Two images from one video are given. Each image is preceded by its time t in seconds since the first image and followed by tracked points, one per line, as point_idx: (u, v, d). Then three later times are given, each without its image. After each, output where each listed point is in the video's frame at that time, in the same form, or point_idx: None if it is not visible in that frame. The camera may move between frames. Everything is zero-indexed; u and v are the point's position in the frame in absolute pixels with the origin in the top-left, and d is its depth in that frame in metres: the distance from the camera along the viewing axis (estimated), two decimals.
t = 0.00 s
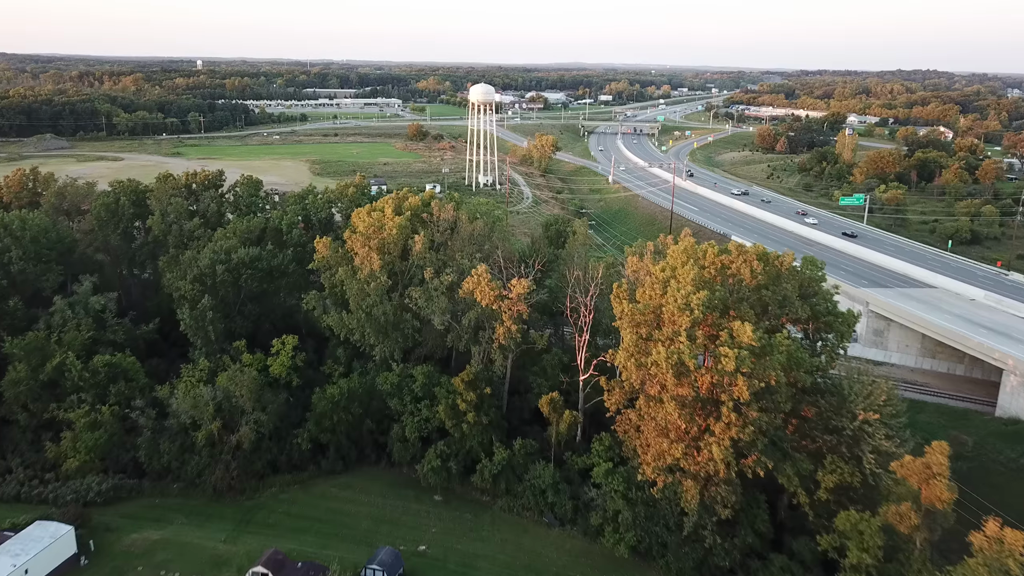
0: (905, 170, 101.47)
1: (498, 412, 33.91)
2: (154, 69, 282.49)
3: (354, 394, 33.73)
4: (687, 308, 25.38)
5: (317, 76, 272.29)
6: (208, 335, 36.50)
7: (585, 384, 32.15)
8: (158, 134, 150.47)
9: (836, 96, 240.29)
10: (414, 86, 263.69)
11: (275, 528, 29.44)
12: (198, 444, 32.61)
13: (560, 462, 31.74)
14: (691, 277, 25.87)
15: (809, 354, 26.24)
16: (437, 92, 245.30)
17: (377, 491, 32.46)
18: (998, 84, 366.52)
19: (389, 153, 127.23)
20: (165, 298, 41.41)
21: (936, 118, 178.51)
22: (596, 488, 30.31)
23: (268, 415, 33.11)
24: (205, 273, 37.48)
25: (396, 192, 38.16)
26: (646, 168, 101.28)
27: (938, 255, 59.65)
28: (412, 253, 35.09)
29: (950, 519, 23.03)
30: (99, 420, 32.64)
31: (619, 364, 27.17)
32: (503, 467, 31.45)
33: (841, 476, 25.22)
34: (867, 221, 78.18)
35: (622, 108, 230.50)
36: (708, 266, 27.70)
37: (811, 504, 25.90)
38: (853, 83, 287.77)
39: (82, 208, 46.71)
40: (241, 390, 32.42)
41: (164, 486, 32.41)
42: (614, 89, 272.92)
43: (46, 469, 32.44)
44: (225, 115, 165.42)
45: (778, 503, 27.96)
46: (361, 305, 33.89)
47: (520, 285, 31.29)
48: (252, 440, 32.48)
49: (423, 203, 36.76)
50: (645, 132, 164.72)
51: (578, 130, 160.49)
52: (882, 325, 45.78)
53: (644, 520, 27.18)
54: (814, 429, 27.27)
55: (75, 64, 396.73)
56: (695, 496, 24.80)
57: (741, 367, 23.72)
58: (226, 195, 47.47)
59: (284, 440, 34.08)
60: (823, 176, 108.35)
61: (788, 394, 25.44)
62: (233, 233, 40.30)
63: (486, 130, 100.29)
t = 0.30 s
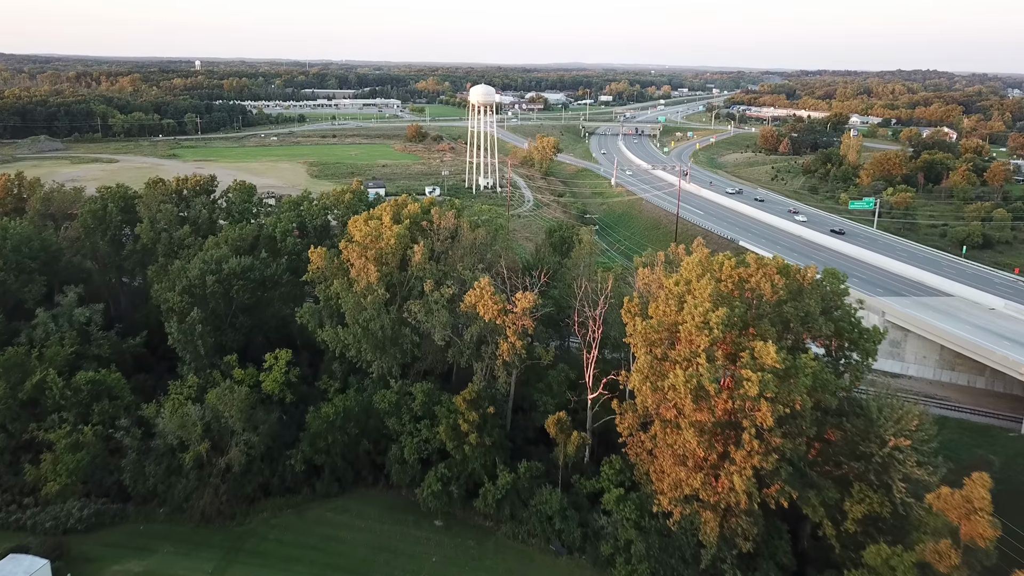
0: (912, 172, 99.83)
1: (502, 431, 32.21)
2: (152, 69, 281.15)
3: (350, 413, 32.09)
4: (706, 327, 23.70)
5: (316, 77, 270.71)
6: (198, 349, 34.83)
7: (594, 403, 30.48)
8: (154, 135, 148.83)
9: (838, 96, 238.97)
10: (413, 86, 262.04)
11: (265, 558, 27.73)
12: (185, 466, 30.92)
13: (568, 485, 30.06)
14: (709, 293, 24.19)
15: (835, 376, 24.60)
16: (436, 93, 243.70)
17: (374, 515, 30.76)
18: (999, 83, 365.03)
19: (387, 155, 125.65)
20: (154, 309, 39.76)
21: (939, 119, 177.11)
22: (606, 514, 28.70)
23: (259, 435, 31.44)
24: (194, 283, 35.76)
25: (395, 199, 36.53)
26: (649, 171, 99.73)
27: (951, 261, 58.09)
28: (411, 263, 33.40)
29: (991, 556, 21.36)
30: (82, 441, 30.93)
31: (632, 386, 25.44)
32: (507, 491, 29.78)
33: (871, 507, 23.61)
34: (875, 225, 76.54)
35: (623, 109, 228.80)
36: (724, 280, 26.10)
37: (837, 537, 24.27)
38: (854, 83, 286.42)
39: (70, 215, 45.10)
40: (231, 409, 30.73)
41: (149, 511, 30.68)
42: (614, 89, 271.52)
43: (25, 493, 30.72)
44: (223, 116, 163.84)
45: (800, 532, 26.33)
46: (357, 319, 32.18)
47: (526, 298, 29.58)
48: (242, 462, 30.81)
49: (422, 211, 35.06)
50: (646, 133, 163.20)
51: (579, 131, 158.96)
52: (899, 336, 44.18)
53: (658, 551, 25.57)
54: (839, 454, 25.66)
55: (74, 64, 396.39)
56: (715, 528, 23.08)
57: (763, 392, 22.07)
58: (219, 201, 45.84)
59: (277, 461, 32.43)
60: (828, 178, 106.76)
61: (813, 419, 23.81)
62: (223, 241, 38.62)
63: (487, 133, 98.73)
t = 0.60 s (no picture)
0: (919, 174, 98.24)
1: (507, 453, 30.51)
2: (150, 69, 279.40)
3: (346, 433, 30.41)
4: (727, 348, 22.08)
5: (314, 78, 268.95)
6: (186, 365, 33.11)
7: (604, 424, 28.80)
8: (150, 137, 146.98)
9: (839, 96, 237.48)
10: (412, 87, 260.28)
11: None
12: (171, 491, 29.17)
13: (577, 511, 28.39)
14: (730, 312, 22.50)
15: (865, 400, 22.95)
16: (435, 93, 242.01)
17: (371, 542, 29.06)
18: (999, 83, 363.72)
19: (386, 157, 124.01)
20: (142, 321, 38.03)
21: (942, 120, 175.73)
22: (617, 544, 27.02)
23: (250, 457, 29.74)
24: (183, 295, 34.03)
25: (394, 206, 34.85)
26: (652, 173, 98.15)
27: (965, 267, 56.59)
28: (411, 274, 31.70)
29: None
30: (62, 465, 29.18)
31: (648, 411, 23.74)
32: (512, 519, 28.09)
33: (904, 543, 21.95)
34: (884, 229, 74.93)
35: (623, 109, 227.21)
36: (743, 297, 24.45)
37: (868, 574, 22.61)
38: (855, 83, 285.08)
39: (56, 223, 43.37)
40: (220, 430, 29.03)
41: (133, 539, 28.94)
42: (615, 90, 269.96)
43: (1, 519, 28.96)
44: (220, 117, 162.06)
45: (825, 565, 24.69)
46: (353, 335, 30.52)
47: (531, 314, 27.88)
48: (232, 486, 29.09)
49: (421, 219, 33.37)
50: (648, 134, 161.55)
51: (580, 133, 157.36)
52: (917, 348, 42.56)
53: None
54: (867, 482, 24.00)
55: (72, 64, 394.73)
56: (738, 566, 21.41)
57: (791, 421, 20.42)
58: (211, 208, 44.19)
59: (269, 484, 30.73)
60: (834, 180, 105.15)
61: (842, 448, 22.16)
62: (214, 250, 36.90)
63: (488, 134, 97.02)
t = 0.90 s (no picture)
0: (926, 177, 96.49)
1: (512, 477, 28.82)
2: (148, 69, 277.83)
3: (341, 457, 28.71)
4: (751, 374, 20.37)
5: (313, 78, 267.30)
6: (173, 383, 31.37)
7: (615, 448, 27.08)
8: (146, 138, 145.27)
9: (841, 96, 235.66)
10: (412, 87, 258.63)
11: None
12: (156, 520, 27.49)
13: (586, 541, 26.72)
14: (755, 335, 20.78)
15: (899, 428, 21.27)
16: (435, 93, 240.28)
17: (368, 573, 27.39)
18: (1000, 83, 361.88)
19: (385, 158, 122.37)
20: (129, 335, 36.35)
21: (945, 120, 174.12)
22: None
23: (240, 482, 28.04)
24: (170, 309, 32.29)
25: (391, 215, 33.13)
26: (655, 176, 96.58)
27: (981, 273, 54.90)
28: (410, 288, 29.96)
29: None
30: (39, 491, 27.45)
31: (665, 440, 21.99)
32: (518, 549, 26.39)
33: None
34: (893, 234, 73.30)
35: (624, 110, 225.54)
36: (766, 316, 22.73)
37: None
38: (857, 83, 283.40)
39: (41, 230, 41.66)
40: (208, 454, 27.32)
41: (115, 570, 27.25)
42: (615, 90, 268.32)
43: None
44: (218, 117, 160.34)
45: None
46: (349, 353, 28.72)
47: (539, 331, 26.14)
48: (220, 514, 27.40)
49: (420, 228, 31.65)
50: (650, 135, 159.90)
51: (581, 134, 155.72)
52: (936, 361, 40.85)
53: None
54: (901, 516, 22.30)
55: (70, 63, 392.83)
56: None
57: (824, 455, 18.70)
58: (202, 214, 42.50)
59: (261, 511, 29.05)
60: (840, 183, 103.42)
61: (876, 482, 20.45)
62: (204, 260, 35.21)
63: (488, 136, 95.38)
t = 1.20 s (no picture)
0: (934, 179, 94.73)
1: (517, 505, 27.11)
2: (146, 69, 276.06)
3: (336, 484, 27.00)
4: (781, 404, 18.69)
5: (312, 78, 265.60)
6: (159, 403, 29.67)
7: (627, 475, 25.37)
8: (142, 139, 143.48)
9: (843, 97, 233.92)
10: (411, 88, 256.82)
11: None
12: (138, 552, 25.76)
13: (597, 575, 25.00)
14: (784, 361, 19.07)
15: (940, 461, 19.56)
16: (434, 94, 238.55)
17: None
18: (1001, 83, 360.48)
19: (384, 160, 120.62)
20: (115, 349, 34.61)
21: (948, 121, 172.41)
22: None
23: (228, 511, 26.33)
24: (155, 324, 30.58)
25: (389, 224, 31.43)
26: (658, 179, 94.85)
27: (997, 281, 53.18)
28: (408, 303, 28.25)
29: None
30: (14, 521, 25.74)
31: (686, 473, 20.26)
32: None
33: None
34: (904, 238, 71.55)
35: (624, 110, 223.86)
36: (793, 338, 21.03)
37: None
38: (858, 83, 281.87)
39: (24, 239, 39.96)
40: (193, 481, 25.63)
41: None
42: (616, 90, 266.67)
43: None
44: (215, 118, 158.61)
45: None
46: (344, 373, 27.00)
47: (546, 351, 24.46)
48: (207, 545, 25.67)
49: (419, 238, 29.93)
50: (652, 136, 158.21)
51: (582, 135, 153.98)
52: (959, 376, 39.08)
53: None
54: (941, 557, 20.55)
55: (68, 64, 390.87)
56: None
57: (864, 496, 16.98)
58: (192, 222, 40.79)
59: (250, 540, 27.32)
60: (846, 185, 101.68)
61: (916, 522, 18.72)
62: (193, 271, 33.52)
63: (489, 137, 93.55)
